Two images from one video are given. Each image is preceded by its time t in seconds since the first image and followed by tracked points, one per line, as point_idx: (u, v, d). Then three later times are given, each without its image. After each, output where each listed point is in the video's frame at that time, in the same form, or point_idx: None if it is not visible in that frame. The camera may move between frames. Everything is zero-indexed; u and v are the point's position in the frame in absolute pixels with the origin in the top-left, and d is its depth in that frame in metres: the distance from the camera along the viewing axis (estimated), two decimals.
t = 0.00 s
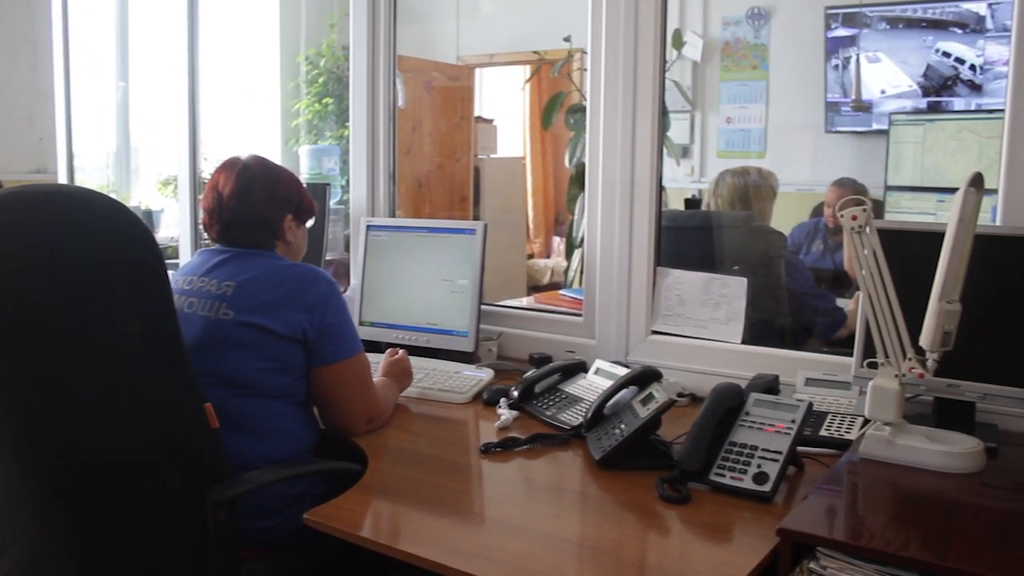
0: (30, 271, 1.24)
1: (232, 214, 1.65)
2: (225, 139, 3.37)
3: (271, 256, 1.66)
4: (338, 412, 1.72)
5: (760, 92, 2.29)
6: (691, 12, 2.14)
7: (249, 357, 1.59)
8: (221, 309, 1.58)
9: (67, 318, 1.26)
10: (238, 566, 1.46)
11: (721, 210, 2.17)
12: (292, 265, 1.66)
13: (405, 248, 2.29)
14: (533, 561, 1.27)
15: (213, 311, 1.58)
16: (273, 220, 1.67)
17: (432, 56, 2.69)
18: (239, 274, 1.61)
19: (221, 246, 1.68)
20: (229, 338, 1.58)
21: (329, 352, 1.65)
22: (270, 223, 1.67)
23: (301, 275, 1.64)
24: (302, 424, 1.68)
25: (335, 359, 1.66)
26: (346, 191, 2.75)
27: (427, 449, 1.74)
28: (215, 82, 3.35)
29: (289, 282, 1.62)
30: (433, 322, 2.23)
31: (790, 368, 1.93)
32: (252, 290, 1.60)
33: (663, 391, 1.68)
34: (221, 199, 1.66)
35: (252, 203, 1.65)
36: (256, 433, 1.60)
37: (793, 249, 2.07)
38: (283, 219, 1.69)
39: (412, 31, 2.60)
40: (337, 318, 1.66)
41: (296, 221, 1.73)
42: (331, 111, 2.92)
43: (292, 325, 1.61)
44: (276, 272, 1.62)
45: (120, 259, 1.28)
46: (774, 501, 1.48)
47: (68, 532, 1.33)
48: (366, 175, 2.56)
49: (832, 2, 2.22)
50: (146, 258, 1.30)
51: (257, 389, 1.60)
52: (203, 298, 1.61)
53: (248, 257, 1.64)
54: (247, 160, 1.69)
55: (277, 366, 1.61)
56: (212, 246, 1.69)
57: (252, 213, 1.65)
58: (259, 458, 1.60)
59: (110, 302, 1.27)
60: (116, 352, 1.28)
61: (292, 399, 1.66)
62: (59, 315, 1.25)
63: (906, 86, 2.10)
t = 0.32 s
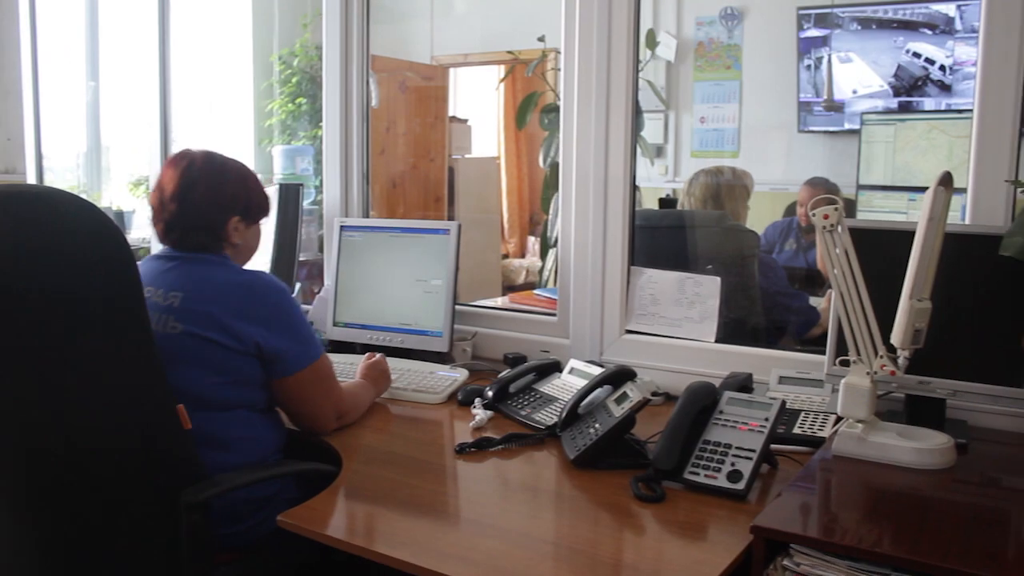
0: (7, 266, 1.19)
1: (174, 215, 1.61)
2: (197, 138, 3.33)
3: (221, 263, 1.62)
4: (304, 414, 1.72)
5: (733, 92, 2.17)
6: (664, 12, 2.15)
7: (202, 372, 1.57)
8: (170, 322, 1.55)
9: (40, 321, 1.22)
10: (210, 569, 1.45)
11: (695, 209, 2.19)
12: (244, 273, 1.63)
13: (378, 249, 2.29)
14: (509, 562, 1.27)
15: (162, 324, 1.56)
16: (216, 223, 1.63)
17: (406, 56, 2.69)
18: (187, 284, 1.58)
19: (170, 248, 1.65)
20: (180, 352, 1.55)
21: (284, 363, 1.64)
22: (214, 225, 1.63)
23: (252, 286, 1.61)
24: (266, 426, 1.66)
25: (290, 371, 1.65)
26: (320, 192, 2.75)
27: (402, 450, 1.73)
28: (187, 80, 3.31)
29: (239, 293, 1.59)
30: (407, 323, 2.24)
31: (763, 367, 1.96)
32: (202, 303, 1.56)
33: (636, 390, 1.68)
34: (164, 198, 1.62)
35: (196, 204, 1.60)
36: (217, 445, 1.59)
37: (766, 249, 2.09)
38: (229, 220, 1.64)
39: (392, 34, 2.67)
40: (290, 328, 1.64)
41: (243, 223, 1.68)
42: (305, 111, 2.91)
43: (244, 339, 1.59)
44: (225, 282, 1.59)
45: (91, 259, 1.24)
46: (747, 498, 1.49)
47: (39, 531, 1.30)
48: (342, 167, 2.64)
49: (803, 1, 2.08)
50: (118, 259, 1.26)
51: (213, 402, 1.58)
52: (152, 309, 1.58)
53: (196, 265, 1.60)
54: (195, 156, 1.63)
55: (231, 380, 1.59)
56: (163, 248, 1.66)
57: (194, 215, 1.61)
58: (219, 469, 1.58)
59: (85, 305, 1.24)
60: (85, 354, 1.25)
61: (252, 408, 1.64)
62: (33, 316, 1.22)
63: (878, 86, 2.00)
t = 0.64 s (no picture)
0: None
1: (117, 226, 1.56)
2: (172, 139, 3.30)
3: (173, 277, 1.57)
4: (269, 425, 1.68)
5: (709, 92, 2.28)
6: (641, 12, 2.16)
7: (161, 395, 1.54)
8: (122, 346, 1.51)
9: (21, 323, 1.20)
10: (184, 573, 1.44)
11: (672, 208, 2.20)
12: (199, 287, 1.58)
13: (355, 249, 2.28)
14: (487, 563, 1.26)
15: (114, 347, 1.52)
16: (161, 236, 1.58)
17: (383, 56, 2.68)
18: (137, 303, 1.52)
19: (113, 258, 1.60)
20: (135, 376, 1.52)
21: (246, 381, 1.60)
22: (157, 237, 1.58)
23: (207, 303, 1.56)
24: (231, 438, 1.64)
25: (250, 389, 1.61)
26: (297, 192, 2.74)
27: (380, 451, 1.73)
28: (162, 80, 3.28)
29: (193, 312, 1.55)
30: (384, 323, 2.23)
31: (739, 365, 1.97)
32: (154, 324, 1.52)
33: (614, 389, 1.68)
34: (107, 209, 1.57)
35: (139, 215, 1.56)
36: (183, 466, 1.58)
37: (743, 249, 2.11)
38: (174, 233, 1.59)
39: (365, 34, 2.62)
40: (250, 344, 1.60)
41: (192, 235, 1.63)
42: (281, 111, 2.90)
43: (202, 359, 1.55)
44: (179, 301, 1.54)
45: (63, 260, 1.22)
46: (724, 496, 1.49)
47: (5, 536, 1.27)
48: (317, 170, 2.57)
49: (780, 2, 2.20)
50: (92, 260, 1.25)
51: (174, 423, 1.56)
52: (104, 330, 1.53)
53: (146, 280, 1.55)
54: (140, 164, 1.58)
55: (191, 401, 1.57)
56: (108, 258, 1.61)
57: (137, 227, 1.56)
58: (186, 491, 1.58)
59: (66, 307, 1.22)
60: (55, 355, 1.22)
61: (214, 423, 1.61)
62: (19, 317, 1.19)
63: (852, 86, 2.18)
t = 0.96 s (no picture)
0: None
1: (104, 231, 1.56)
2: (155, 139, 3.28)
3: (161, 281, 1.56)
4: (261, 433, 1.66)
5: (693, 92, 2.26)
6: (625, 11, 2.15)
7: (149, 401, 1.53)
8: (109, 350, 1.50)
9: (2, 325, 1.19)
10: None
11: (658, 208, 2.20)
12: (189, 291, 1.56)
13: (340, 249, 2.27)
14: (473, 563, 1.26)
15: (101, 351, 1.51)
16: (148, 242, 1.57)
17: (367, 55, 2.67)
18: (125, 307, 1.51)
19: (100, 263, 1.59)
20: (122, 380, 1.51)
21: (236, 388, 1.59)
22: (145, 244, 1.57)
23: (193, 308, 1.54)
24: (220, 444, 1.64)
25: (240, 396, 1.60)
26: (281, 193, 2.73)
27: (366, 451, 1.72)
28: (145, 80, 3.25)
29: (182, 317, 1.53)
30: (368, 323, 2.23)
31: (724, 364, 1.98)
32: (142, 329, 1.51)
33: (599, 389, 1.69)
34: (95, 213, 1.56)
35: (126, 220, 1.55)
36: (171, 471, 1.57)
37: (728, 247, 2.11)
38: (162, 240, 1.58)
39: (350, 33, 2.64)
40: (241, 350, 1.58)
41: (181, 242, 1.62)
42: (265, 111, 2.88)
43: (191, 365, 1.54)
44: (165, 306, 1.52)
45: (42, 262, 1.21)
46: (710, 495, 1.49)
47: None
48: (302, 170, 2.61)
49: (764, 3, 2.20)
50: (73, 261, 1.23)
51: (160, 427, 1.55)
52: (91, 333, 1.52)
53: (134, 285, 1.54)
54: (131, 170, 1.57)
55: (179, 405, 1.55)
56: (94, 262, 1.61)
57: (124, 233, 1.55)
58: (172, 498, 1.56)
59: (57, 312, 1.22)
60: (36, 357, 1.21)
61: (202, 429, 1.61)
62: (13, 315, 1.19)
63: (835, 86, 2.25)
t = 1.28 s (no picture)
0: None
1: (137, 223, 1.58)
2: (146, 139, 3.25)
3: (173, 279, 1.57)
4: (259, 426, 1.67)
5: (687, 92, 2.25)
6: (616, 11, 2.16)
7: (153, 396, 1.53)
8: (116, 343, 1.50)
9: None
10: None
11: (651, 207, 2.19)
12: (197, 288, 1.57)
13: (333, 249, 2.27)
14: (466, 563, 1.26)
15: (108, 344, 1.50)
16: (177, 244, 1.60)
17: (359, 55, 2.67)
18: (134, 301, 1.52)
19: (121, 255, 1.61)
20: (127, 374, 1.51)
21: (239, 384, 1.60)
22: (173, 244, 1.60)
23: (203, 305, 1.55)
24: (217, 440, 1.64)
25: (243, 391, 1.61)
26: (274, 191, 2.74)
27: (359, 451, 1.72)
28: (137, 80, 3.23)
29: (190, 313, 1.54)
30: (361, 323, 2.22)
31: (716, 364, 1.98)
32: (149, 324, 1.51)
33: (592, 388, 1.69)
34: (134, 204, 1.59)
35: (165, 219, 1.58)
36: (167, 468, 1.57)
37: (721, 246, 2.11)
38: (189, 246, 1.62)
39: (345, 32, 2.66)
40: (246, 348, 1.60)
41: (202, 252, 1.66)
42: (257, 111, 2.87)
43: (197, 360, 1.54)
44: (174, 302, 1.53)
45: (36, 262, 1.21)
46: (703, 494, 1.50)
47: None
48: (294, 169, 2.62)
49: (757, 2, 2.16)
50: (66, 262, 1.23)
51: (163, 423, 1.55)
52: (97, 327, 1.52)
53: (146, 281, 1.55)
54: (181, 174, 1.63)
55: (182, 400, 1.55)
56: (114, 253, 1.62)
57: (158, 230, 1.58)
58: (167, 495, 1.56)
59: (50, 311, 1.22)
60: (31, 358, 1.21)
61: (201, 425, 1.61)
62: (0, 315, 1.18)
63: (828, 86, 2.30)
